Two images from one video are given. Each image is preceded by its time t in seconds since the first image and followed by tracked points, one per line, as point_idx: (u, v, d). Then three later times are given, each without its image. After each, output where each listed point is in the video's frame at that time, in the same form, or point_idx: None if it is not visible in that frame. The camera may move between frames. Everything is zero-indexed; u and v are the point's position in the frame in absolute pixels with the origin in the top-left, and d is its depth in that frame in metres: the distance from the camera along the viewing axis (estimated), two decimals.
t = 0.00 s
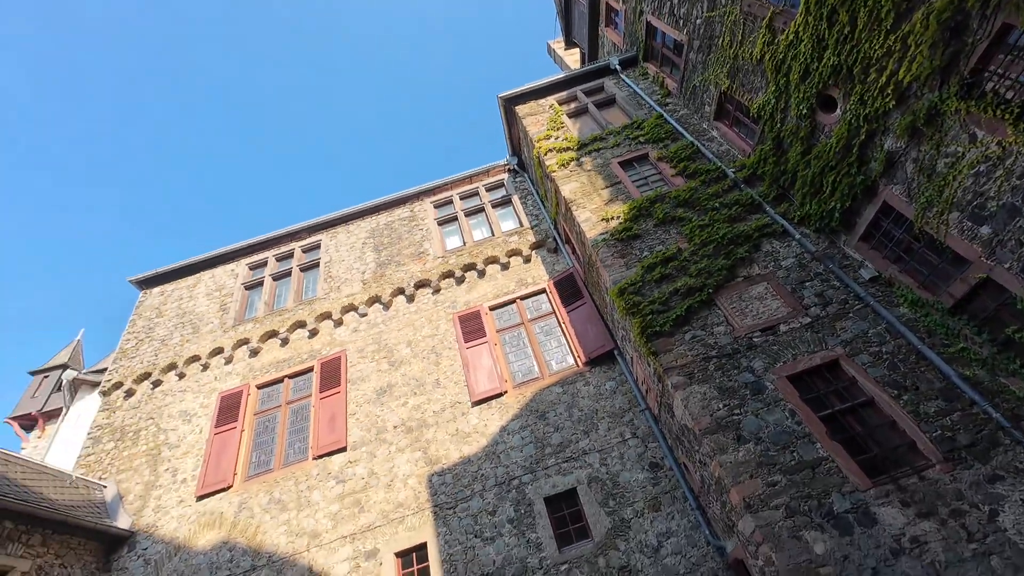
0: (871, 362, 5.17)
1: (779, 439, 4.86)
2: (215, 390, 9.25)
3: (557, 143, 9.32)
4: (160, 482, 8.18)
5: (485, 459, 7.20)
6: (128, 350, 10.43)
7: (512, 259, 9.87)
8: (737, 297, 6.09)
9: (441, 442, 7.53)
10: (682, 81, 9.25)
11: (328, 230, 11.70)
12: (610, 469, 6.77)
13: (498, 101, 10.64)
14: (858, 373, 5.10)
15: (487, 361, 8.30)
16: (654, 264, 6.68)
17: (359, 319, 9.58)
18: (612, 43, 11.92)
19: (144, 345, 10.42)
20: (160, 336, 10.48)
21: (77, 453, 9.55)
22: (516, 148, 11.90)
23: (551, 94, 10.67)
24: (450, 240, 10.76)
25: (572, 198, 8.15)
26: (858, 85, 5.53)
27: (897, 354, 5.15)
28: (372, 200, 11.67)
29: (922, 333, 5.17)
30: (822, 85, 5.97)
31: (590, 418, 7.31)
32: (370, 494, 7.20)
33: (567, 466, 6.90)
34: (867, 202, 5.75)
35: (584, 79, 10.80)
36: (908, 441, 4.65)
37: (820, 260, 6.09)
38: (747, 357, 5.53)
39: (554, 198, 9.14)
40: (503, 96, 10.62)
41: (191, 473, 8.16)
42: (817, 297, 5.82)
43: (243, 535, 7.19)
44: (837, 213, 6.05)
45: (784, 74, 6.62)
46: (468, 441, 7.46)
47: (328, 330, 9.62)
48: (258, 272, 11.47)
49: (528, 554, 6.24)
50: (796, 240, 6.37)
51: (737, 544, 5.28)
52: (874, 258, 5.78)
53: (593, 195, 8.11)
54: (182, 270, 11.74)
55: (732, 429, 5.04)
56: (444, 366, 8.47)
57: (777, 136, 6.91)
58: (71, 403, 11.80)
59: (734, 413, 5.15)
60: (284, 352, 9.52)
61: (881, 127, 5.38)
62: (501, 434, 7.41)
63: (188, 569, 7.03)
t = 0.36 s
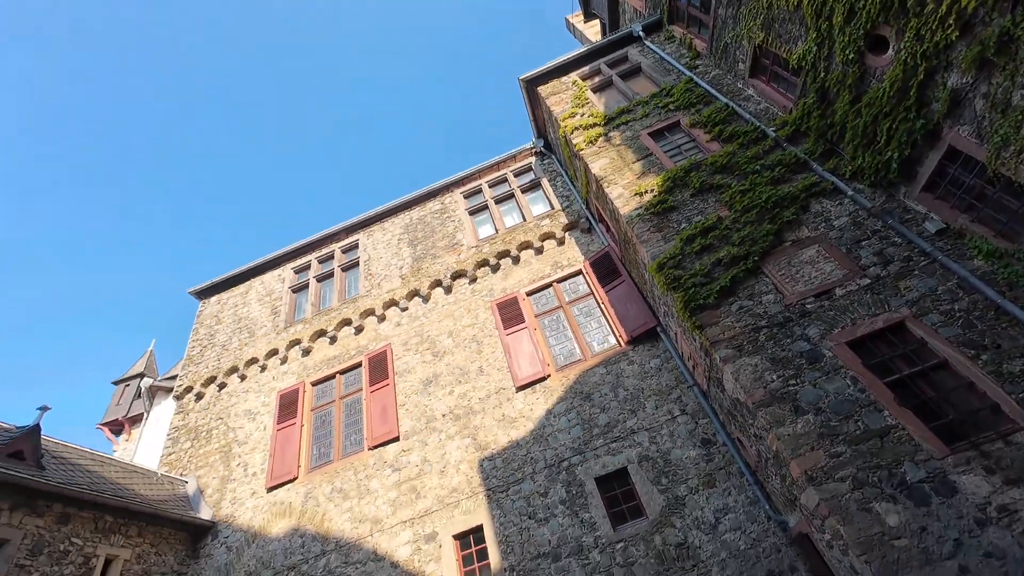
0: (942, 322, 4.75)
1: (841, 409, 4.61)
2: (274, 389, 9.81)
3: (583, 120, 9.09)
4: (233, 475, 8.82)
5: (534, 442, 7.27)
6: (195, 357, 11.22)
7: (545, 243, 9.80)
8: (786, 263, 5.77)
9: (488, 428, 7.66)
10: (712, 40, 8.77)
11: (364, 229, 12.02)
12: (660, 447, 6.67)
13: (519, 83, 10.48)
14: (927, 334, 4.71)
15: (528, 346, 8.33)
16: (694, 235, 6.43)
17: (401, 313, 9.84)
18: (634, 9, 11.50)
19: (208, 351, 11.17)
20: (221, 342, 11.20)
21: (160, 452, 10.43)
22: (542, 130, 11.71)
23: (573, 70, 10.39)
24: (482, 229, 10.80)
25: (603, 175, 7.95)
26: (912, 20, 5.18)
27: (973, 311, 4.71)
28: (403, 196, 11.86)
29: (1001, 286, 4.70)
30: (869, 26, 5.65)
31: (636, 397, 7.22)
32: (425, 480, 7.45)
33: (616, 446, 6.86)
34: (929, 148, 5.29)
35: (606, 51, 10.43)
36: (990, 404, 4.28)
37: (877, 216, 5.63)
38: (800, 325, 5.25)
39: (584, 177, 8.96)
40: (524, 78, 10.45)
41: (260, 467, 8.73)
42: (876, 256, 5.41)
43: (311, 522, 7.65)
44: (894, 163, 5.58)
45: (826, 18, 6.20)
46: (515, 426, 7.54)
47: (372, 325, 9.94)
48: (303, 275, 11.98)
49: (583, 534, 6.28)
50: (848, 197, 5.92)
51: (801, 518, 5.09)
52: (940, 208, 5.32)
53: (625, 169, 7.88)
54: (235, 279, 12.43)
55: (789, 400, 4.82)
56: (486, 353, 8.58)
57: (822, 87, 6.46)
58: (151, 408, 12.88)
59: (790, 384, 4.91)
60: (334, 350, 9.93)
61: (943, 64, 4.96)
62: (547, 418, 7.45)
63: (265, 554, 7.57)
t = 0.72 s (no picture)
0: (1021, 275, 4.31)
1: (906, 375, 4.32)
2: (326, 385, 10.27)
3: (607, 95, 8.82)
4: (295, 468, 9.35)
5: (579, 425, 7.28)
6: (251, 359, 11.91)
7: (577, 225, 9.67)
8: (837, 225, 5.41)
9: (532, 413, 7.72)
10: None
11: (397, 226, 12.26)
12: (709, 424, 6.51)
13: (538, 64, 10.29)
14: (1004, 289, 4.30)
15: (566, 330, 8.30)
16: (733, 204, 6.14)
17: (439, 305, 10.02)
18: None
19: (263, 353, 11.82)
20: (273, 344, 11.81)
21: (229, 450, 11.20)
22: (566, 110, 11.48)
23: (594, 44, 10.07)
24: (512, 216, 10.78)
25: (632, 150, 7.71)
26: None
27: None
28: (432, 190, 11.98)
29: None
30: None
31: (681, 374, 7.06)
32: (474, 466, 7.63)
33: (662, 425, 6.75)
34: (997, 84, 4.79)
35: (627, 20, 10.04)
36: None
37: (939, 166, 5.17)
38: (856, 289, 4.93)
39: (612, 154, 8.73)
40: (543, 58, 10.24)
41: (319, 460, 9.20)
42: (940, 209, 4.97)
43: (370, 509, 8.02)
44: (956, 104, 5.08)
45: None
46: (559, 410, 7.57)
47: (412, 319, 10.18)
48: (343, 275, 12.40)
49: (634, 513, 6.25)
50: (903, 148, 5.46)
51: (866, 492, 4.84)
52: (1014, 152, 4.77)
53: (654, 142, 7.61)
54: (281, 283, 13.04)
55: (847, 369, 4.56)
56: (525, 339, 8.61)
57: (867, 30, 6.00)
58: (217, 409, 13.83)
59: (847, 352, 4.64)
60: (378, 345, 10.26)
61: None
62: (591, 400, 7.43)
63: (330, 540, 8.01)
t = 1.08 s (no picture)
0: None
1: (976, 339, 3.99)
2: (371, 380, 10.66)
3: (630, 67, 8.52)
4: (349, 460, 9.80)
5: (621, 407, 7.22)
6: (301, 358, 12.50)
7: (607, 205, 9.49)
8: (889, 182, 5.04)
9: (573, 396, 7.73)
10: None
11: (427, 221, 12.44)
12: (758, 400, 6.30)
13: (557, 44, 10.06)
14: None
15: (602, 313, 8.22)
16: (771, 169, 5.84)
17: (474, 296, 10.14)
18: None
19: (310, 352, 12.38)
20: (320, 342, 12.34)
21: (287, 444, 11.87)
22: (588, 87, 11.21)
23: (613, 16, 9.74)
24: (540, 201, 10.70)
25: (659, 122, 7.45)
26: None
27: None
28: (459, 182, 12.05)
29: None
30: None
31: (725, 350, 6.86)
32: (519, 451, 7.74)
33: (708, 403, 6.59)
34: None
35: None
36: None
37: (1007, 106, 4.68)
38: (914, 250, 4.59)
39: (639, 129, 8.46)
40: (561, 37, 10.01)
41: (370, 451, 9.60)
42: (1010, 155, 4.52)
43: (422, 496, 8.32)
44: None
45: None
46: (600, 393, 7.53)
47: (449, 311, 10.36)
48: (379, 273, 12.74)
49: (683, 493, 6.18)
50: (963, 91, 4.99)
51: (935, 463, 4.56)
52: None
53: (683, 112, 7.31)
54: (322, 284, 13.55)
55: (907, 335, 4.28)
56: (561, 324, 8.59)
57: None
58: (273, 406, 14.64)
59: (907, 317, 4.35)
60: (417, 338, 10.52)
61: None
62: (632, 381, 7.35)
63: (387, 526, 8.38)
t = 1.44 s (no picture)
0: None
1: None
2: (412, 370, 10.96)
3: (653, 35, 8.17)
4: (397, 448, 10.17)
5: (662, 386, 7.12)
6: (344, 353, 13.00)
7: (636, 182, 9.25)
8: (947, 132, 4.64)
9: (612, 377, 7.68)
10: None
11: (455, 211, 12.53)
12: (807, 372, 6.06)
13: (574, 19, 9.79)
14: None
15: (637, 292, 8.08)
16: (812, 129, 5.50)
17: (506, 282, 10.18)
18: None
19: (353, 347, 12.84)
20: (361, 337, 12.77)
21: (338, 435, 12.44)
22: (609, 61, 10.88)
23: None
24: (566, 183, 10.56)
25: (686, 90, 7.14)
26: None
27: None
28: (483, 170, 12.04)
29: None
30: None
31: (768, 323, 6.61)
32: (560, 434, 7.80)
33: (753, 378, 6.40)
34: None
35: None
36: None
37: None
38: (977, 203, 4.23)
39: (666, 99, 8.15)
40: (578, 12, 9.73)
41: (415, 439, 9.93)
42: None
43: (468, 480, 8.55)
44: None
45: None
46: (639, 373, 7.45)
47: (482, 299, 10.46)
48: (412, 266, 12.98)
49: (731, 470, 6.05)
50: None
51: (1008, 431, 4.26)
52: None
53: (712, 76, 6.97)
54: (358, 281, 13.96)
55: (972, 296, 3.97)
56: (595, 306, 8.51)
57: None
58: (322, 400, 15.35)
59: (971, 277, 4.04)
60: (454, 328, 10.70)
61: None
62: (671, 360, 7.22)
63: (437, 510, 8.69)
